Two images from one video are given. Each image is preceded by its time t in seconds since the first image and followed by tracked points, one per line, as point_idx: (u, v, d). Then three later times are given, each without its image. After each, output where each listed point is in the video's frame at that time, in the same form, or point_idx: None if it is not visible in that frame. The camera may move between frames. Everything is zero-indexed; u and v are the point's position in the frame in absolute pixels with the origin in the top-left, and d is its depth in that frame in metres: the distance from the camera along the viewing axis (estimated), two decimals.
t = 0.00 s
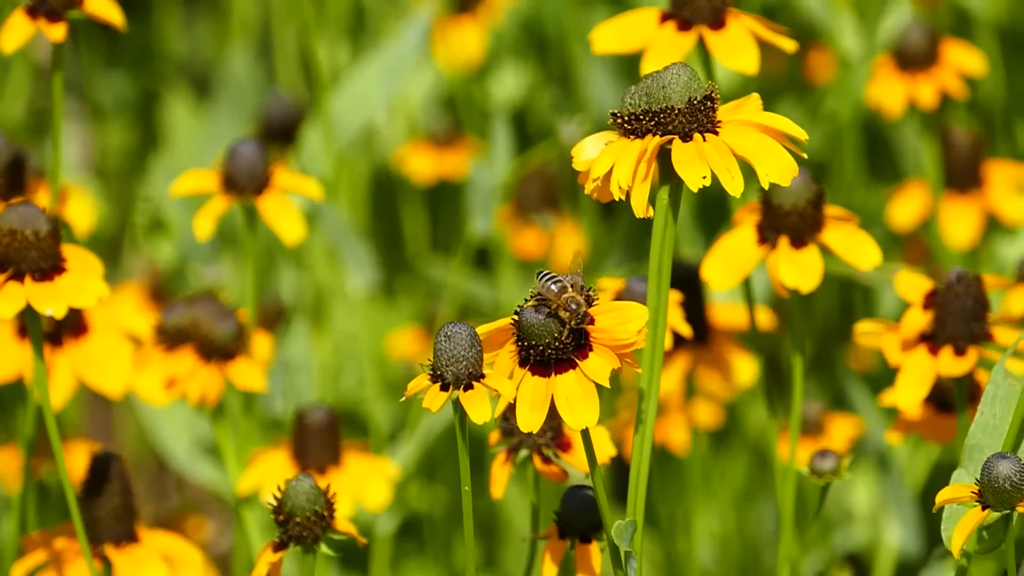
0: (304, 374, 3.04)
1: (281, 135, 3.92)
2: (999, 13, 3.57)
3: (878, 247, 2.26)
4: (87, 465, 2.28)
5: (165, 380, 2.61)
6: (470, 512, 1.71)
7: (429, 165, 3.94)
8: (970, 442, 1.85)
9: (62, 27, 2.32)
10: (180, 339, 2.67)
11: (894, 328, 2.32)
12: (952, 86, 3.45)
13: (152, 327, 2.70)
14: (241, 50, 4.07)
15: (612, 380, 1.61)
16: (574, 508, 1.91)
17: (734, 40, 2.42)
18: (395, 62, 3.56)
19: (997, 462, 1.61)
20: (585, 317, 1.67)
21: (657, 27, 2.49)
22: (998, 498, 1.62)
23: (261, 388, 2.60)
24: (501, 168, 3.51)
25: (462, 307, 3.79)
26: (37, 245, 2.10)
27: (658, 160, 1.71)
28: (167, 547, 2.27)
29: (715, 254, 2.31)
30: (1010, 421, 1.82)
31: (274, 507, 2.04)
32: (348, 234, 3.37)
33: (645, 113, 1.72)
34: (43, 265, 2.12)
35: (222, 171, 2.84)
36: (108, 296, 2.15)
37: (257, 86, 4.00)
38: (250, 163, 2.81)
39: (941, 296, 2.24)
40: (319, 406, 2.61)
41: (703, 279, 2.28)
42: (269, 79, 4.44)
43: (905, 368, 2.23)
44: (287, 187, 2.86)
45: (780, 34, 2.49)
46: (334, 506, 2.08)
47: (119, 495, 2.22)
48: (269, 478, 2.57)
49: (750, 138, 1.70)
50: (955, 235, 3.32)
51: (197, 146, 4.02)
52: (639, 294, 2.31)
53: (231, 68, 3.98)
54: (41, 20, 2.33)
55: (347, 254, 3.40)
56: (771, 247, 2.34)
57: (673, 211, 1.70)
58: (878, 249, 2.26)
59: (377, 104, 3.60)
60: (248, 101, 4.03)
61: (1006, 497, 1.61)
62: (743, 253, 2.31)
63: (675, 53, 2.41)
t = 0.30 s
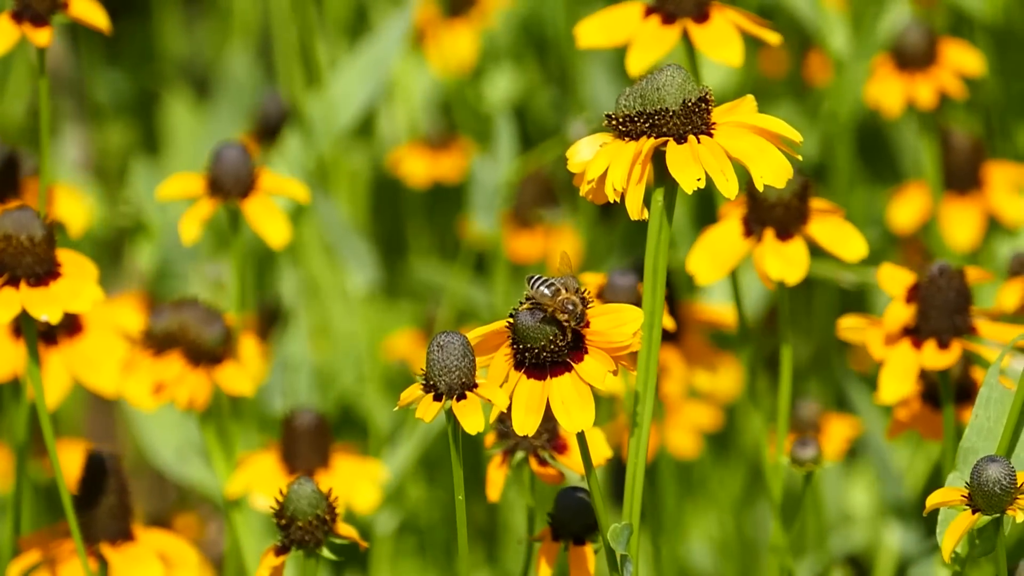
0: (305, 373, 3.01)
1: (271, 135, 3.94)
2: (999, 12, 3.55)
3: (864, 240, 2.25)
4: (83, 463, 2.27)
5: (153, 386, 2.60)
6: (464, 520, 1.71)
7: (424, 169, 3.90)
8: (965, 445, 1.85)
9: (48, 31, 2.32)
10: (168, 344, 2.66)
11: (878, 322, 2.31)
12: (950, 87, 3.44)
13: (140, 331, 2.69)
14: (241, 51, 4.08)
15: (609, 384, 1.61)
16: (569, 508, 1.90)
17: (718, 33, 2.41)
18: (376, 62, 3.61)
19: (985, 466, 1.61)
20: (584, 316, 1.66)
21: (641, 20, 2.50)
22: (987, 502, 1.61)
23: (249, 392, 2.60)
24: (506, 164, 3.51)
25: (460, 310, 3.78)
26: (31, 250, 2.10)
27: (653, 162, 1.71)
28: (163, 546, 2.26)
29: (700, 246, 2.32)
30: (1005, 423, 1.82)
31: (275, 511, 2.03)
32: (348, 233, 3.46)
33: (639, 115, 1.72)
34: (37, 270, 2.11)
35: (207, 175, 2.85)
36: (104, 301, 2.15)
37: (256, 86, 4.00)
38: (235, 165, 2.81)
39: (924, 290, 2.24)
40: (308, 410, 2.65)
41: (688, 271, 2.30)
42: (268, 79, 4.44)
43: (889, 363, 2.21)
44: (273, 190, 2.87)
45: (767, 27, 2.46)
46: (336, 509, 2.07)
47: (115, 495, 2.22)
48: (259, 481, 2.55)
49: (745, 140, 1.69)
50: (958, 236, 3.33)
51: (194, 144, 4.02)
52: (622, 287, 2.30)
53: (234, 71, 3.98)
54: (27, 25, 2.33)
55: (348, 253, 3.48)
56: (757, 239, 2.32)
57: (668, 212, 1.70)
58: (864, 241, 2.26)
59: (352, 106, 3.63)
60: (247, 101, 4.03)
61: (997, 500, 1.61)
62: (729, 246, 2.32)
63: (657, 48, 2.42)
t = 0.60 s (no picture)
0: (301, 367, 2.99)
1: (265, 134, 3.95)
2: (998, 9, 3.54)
3: (848, 235, 2.26)
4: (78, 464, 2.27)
5: (142, 387, 2.59)
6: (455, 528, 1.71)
7: (418, 168, 3.91)
8: (957, 446, 1.85)
9: (47, 38, 2.31)
10: (157, 345, 2.66)
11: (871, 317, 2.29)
12: (948, 84, 3.43)
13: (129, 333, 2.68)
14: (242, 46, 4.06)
15: (602, 387, 1.60)
16: (558, 512, 1.89)
17: (702, 28, 2.41)
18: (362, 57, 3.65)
19: (965, 467, 1.61)
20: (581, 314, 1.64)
21: (624, 17, 2.49)
22: (968, 503, 1.62)
23: (239, 392, 2.59)
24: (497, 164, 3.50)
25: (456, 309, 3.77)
26: (24, 254, 2.09)
27: (644, 164, 1.70)
28: (159, 547, 2.25)
29: (687, 242, 2.31)
30: (998, 424, 1.81)
31: (277, 516, 2.02)
32: (345, 228, 3.53)
33: (630, 117, 1.71)
34: (30, 274, 2.10)
35: (194, 174, 2.84)
36: (97, 304, 2.14)
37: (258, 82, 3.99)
38: (222, 165, 2.81)
39: (918, 284, 2.23)
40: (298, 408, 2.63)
41: (674, 268, 2.30)
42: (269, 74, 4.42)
43: (883, 357, 2.21)
44: (260, 189, 2.88)
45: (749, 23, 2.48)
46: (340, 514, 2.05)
47: (110, 496, 2.21)
48: (250, 480, 2.56)
49: (737, 142, 1.69)
50: (957, 233, 3.31)
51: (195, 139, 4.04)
52: (609, 285, 2.29)
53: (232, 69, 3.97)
54: (26, 32, 2.32)
55: (346, 249, 3.55)
56: (742, 235, 2.32)
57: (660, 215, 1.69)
58: (849, 236, 2.26)
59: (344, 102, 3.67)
60: (249, 98, 4.01)
61: (977, 501, 1.61)
62: (715, 241, 2.31)
63: (642, 43, 2.41)
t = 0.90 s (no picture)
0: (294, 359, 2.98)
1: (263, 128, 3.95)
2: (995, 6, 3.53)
3: (842, 233, 2.27)
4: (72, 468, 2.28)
5: (136, 384, 2.60)
6: (445, 531, 1.71)
7: (417, 162, 3.91)
8: (950, 445, 1.85)
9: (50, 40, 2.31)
10: (151, 342, 2.66)
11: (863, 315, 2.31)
12: (945, 81, 3.43)
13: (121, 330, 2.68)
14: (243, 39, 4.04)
15: (594, 386, 1.61)
16: (553, 518, 1.90)
17: (693, 27, 2.43)
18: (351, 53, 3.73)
19: (943, 466, 1.62)
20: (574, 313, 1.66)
21: (616, 16, 2.50)
22: (947, 502, 1.62)
23: (235, 389, 2.60)
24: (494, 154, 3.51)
25: (455, 303, 3.79)
26: (20, 256, 2.09)
27: (635, 164, 1.70)
28: (153, 550, 2.26)
29: (679, 242, 2.32)
30: (989, 425, 1.81)
31: (277, 517, 2.02)
32: (338, 225, 3.48)
33: (621, 117, 1.72)
34: (26, 276, 2.11)
35: (186, 170, 2.85)
36: (93, 306, 2.14)
37: (257, 77, 3.98)
38: (214, 161, 2.82)
39: (909, 283, 2.24)
40: (294, 404, 2.62)
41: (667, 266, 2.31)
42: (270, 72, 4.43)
43: (875, 355, 2.22)
44: (252, 184, 2.89)
45: (739, 21, 2.51)
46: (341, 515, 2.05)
47: (105, 499, 2.21)
48: (246, 477, 2.58)
49: (728, 142, 1.69)
50: (954, 229, 3.32)
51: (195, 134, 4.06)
52: (607, 281, 2.28)
53: (232, 63, 3.97)
54: (29, 34, 2.32)
55: (337, 245, 3.51)
56: (735, 233, 2.33)
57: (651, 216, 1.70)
58: (842, 235, 2.27)
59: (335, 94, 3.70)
60: (251, 94, 4.00)
61: (956, 500, 1.61)
62: (708, 241, 2.32)
63: (633, 41, 2.41)
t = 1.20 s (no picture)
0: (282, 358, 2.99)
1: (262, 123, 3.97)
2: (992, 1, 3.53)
3: (839, 235, 2.26)
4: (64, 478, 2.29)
5: (133, 381, 2.60)
6: (439, 527, 1.71)
7: (415, 156, 3.91)
8: (945, 441, 1.85)
9: (52, 39, 2.31)
10: (149, 339, 2.67)
11: (857, 314, 2.31)
12: (941, 77, 3.43)
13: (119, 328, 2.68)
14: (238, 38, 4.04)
15: (585, 384, 1.61)
16: (553, 523, 1.90)
17: (690, 28, 2.45)
18: (348, 48, 3.72)
19: (929, 463, 1.62)
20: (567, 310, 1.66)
21: (613, 17, 2.52)
22: (933, 499, 1.62)
23: (234, 385, 2.60)
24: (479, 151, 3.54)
25: (454, 297, 3.81)
26: (15, 258, 2.10)
27: (626, 163, 1.71)
28: (147, 558, 2.27)
29: (676, 240, 2.33)
30: (984, 421, 1.81)
31: (271, 519, 2.03)
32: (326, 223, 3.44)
33: (612, 116, 1.72)
34: (21, 278, 2.11)
35: (185, 166, 2.86)
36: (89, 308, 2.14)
37: (254, 76, 4.00)
38: (212, 157, 2.82)
39: (903, 282, 2.24)
40: (293, 402, 2.61)
41: (664, 266, 2.33)
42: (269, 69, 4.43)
43: (870, 354, 2.23)
44: (251, 180, 2.89)
45: (737, 22, 2.51)
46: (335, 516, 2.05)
47: (98, 507, 2.22)
48: (244, 473, 2.59)
49: (720, 140, 1.70)
50: (950, 225, 3.32)
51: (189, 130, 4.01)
52: (600, 282, 2.29)
53: (228, 60, 3.98)
54: (31, 32, 2.32)
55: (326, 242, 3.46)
56: (732, 233, 2.34)
57: (643, 214, 1.70)
58: (840, 236, 2.27)
59: (327, 93, 3.72)
60: (247, 91, 4.02)
61: (941, 497, 1.61)
62: (704, 240, 2.33)
63: (630, 44, 2.45)
